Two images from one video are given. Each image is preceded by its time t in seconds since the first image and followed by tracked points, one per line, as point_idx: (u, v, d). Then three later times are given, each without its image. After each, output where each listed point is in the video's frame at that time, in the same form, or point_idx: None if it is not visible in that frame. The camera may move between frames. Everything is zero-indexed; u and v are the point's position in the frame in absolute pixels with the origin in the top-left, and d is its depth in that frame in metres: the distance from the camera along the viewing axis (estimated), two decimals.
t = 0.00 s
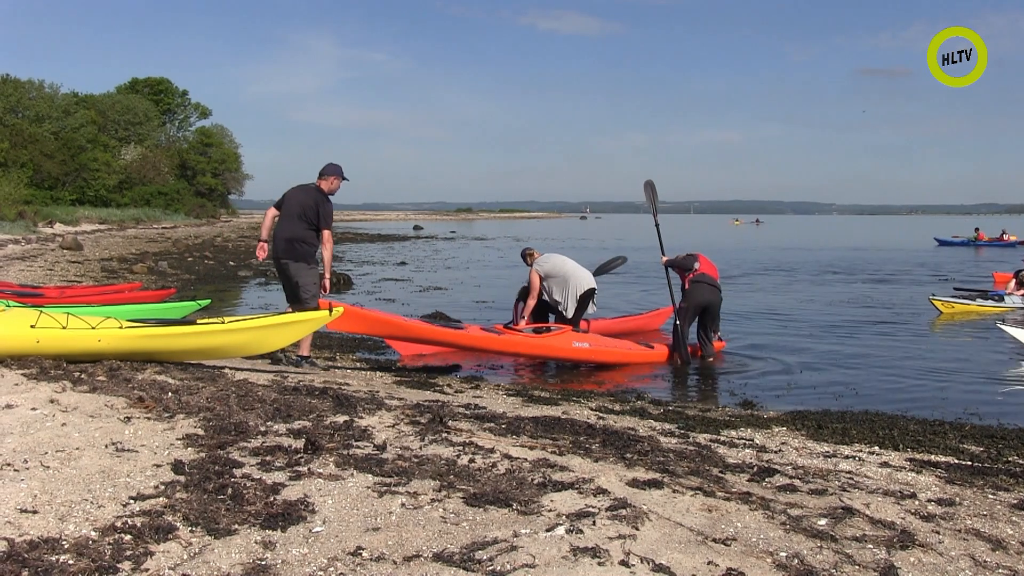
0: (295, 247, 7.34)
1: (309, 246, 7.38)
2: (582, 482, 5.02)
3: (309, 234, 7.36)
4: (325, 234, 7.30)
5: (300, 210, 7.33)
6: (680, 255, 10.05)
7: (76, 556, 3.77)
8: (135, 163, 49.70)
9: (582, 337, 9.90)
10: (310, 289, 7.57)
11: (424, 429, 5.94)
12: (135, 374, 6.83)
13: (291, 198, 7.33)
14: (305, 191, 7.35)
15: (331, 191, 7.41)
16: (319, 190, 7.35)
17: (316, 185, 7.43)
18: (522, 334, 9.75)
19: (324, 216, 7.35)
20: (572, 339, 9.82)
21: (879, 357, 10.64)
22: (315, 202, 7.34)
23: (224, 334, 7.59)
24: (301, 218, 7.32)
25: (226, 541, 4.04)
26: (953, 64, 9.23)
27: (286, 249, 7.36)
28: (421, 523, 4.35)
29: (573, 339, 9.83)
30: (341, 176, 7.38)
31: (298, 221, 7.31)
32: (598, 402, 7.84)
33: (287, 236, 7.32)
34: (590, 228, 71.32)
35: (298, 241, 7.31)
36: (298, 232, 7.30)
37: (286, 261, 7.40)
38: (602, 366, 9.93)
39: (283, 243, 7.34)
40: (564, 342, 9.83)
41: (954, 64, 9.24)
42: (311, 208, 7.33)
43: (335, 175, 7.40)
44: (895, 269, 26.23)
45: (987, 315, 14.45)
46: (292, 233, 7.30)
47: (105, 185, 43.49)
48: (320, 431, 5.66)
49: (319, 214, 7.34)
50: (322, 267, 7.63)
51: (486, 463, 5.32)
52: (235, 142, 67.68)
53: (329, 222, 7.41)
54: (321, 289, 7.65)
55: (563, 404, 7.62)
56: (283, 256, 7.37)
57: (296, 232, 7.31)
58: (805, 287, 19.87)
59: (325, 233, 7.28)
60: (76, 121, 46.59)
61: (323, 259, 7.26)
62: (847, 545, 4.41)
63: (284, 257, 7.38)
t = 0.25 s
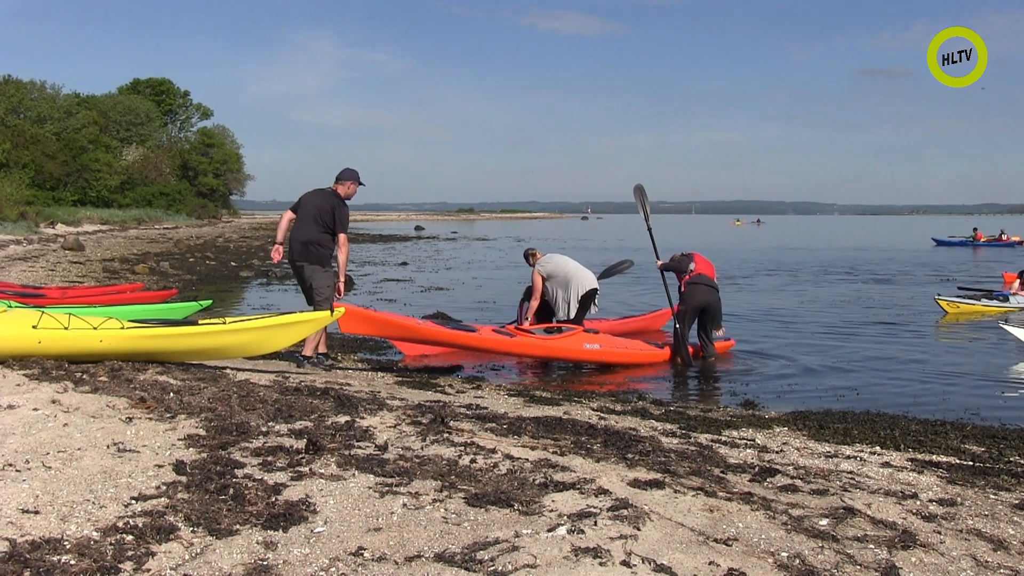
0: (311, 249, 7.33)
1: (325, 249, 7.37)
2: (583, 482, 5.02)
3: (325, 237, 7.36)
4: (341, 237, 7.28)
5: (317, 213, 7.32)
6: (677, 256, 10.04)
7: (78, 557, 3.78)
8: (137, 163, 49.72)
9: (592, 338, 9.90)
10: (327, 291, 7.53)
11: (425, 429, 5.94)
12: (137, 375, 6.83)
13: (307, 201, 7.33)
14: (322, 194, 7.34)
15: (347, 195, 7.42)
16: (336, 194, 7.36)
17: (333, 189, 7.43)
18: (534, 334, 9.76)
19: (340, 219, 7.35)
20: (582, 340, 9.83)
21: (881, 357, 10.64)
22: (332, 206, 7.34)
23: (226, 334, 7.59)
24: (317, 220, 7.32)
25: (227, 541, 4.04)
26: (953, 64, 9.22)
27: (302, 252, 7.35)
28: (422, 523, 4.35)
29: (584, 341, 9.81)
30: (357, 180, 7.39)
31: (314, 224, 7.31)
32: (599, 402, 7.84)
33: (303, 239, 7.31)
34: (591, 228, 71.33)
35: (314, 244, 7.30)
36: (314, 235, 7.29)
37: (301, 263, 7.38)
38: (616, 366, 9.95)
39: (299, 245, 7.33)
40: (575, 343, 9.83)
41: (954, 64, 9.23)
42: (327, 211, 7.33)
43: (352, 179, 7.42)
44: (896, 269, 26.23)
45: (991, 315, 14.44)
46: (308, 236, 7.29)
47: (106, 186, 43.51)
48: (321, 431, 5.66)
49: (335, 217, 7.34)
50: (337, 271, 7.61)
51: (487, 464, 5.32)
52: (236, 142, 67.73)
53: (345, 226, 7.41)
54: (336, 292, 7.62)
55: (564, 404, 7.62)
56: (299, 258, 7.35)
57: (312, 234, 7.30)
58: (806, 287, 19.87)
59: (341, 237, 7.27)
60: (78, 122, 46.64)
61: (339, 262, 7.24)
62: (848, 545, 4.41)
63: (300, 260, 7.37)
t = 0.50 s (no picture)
0: (324, 253, 7.39)
1: (337, 254, 7.42)
2: (585, 483, 5.02)
3: (338, 242, 7.42)
4: (353, 241, 7.32)
5: (330, 218, 7.40)
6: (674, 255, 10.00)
7: (79, 557, 3.78)
8: (138, 164, 49.73)
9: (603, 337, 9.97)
10: (341, 295, 7.55)
11: (427, 430, 5.95)
12: (139, 375, 6.83)
13: (320, 206, 7.43)
14: (335, 200, 7.42)
15: (360, 200, 7.46)
16: (349, 199, 7.42)
17: (347, 195, 7.51)
18: (546, 334, 9.83)
19: (352, 223, 7.39)
20: (593, 339, 9.90)
21: (882, 357, 10.63)
22: (344, 211, 7.40)
23: (227, 335, 7.60)
24: (329, 225, 7.38)
25: (229, 542, 4.04)
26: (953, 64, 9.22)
27: (315, 256, 7.43)
28: (424, 524, 4.35)
29: (595, 339, 9.90)
30: (370, 185, 7.42)
31: (327, 228, 7.38)
32: (601, 402, 7.85)
33: (316, 243, 7.39)
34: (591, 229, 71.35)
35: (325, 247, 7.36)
36: (325, 239, 7.36)
37: (314, 267, 7.46)
38: (626, 364, 10.03)
39: (312, 249, 7.41)
40: (586, 342, 9.90)
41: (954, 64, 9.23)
42: (340, 216, 7.40)
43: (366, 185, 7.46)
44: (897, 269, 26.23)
45: (995, 315, 14.45)
46: (320, 240, 7.37)
47: (108, 186, 43.52)
48: (323, 432, 5.67)
49: (348, 222, 7.40)
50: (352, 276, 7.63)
51: (489, 464, 5.32)
52: (237, 143, 67.74)
53: (357, 231, 7.44)
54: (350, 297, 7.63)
55: (566, 404, 7.63)
56: (312, 262, 7.42)
57: (324, 239, 7.37)
58: (807, 288, 19.87)
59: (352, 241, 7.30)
60: (79, 122, 46.66)
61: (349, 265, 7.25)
62: (850, 546, 4.41)
63: (313, 264, 7.44)
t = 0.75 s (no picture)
0: (340, 255, 7.45)
1: (353, 255, 7.47)
2: (585, 483, 5.02)
3: (354, 244, 7.48)
4: (369, 243, 7.39)
5: (346, 220, 7.47)
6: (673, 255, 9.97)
7: (80, 558, 3.77)
8: (139, 165, 49.75)
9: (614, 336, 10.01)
10: (356, 296, 7.60)
11: (428, 430, 5.95)
12: (140, 376, 6.83)
13: (337, 208, 7.50)
14: (352, 202, 7.50)
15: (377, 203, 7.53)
16: (366, 202, 7.49)
17: (364, 197, 7.58)
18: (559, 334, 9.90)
19: (369, 226, 7.46)
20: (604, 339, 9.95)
21: (884, 358, 10.63)
22: (361, 213, 7.46)
23: (228, 335, 7.60)
24: (345, 226, 7.45)
25: (230, 543, 4.04)
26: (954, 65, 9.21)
27: (331, 257, 7.48)
28: (424, 524, 4.35)
29: (607, 338, 9.94)
30: (387, 189, 7.50)
31: (343, 230, 7.45)
32: (602, 403, 7.85)
33: (332, 244, 7.45)
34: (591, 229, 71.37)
35: (341, 249, 7.41)
36: (342, 240, 7.42)
37: (329, 268, 7.51)
38: (638, 363, 10.07)
39: (328, 250, 7.47)
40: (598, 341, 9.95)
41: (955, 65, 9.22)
42: (356, 218, 7.46)
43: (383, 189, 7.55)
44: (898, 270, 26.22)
45: (1001, 316, 14.42)
46: (336, 241, 7.43)
47: (109, 187, 43.54)
48: (324, 432, 5.66)
49: (364, 225, 7.46)
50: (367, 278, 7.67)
51: (490, 465, 5.32)
52: (238, 143, 67.77)
53: (374, 233, 7.50)
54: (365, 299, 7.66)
55: (567, 405, 7.63)
56: (327, 263, 7.48)
57: (340, 240, 7.43)
58: (809, 289, 19.87)
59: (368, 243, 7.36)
60: (80, 123, 46.69)
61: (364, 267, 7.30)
62: (851, 547, 4.41)
63: (328, 265, 7.50)
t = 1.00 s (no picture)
0: (353, 257, 7.45)
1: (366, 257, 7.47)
2: (585, 484, 5.02)
3: (367, 246, 7.47)
4: (382, 245, 7.40)
5: (360, 223, 7.47)
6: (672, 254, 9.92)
7: (80, 558, 3.77)
8: (139, 165, 49.74)
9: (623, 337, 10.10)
10: (370, 298, 7.60)
11: (428, 431, 5.95)
12: (140, 376, 6.83)
13: (349, 211, 7.49)
14: (364, 205, 7.50)
15: (389, 205, 7.53)
16: (378, 204, 7.49)
17: (376, 200, 7.59)
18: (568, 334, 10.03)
19: (382, 228, 7.46)
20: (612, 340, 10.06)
21: (883, 359, 10.63)
22: (374, 216, 7.47)
23: (229, 335, 7.60)
24: (358, 229, 7.45)
25: (230, 543, 4.04)
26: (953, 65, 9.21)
27: (344, 260, 7.47)
28: (424, 525, 4.35)
29: (617, 339, 10.05)
30: (399, 190, 7.50)
31: (356, 232, 7.45)
32: (602, 403, 7.86)
33: (345, 247, 7.44)
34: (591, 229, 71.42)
35: (355, 251, 7.41)
36: (355, 243, 7.42)
37: (343, 271, 7.50)
38: (645, 364, 10.14)
39: (341, 253, 7.46)
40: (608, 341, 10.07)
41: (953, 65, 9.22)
42: (369, 220, 7.46)
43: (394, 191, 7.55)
44: (897, 270, 26.24)
45: (1003, 316, 14.41)
46: (350, 244, 7.42)
47: (109, 188, 43.54)
48: (323, 433, 5.66)
49: (377, 226, 7.46)
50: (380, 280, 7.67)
51: (490, 465, 5.32)
52: (238, 143, 67.77)
53: (387, 235, 7.50)
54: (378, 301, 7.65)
55: (567, 406, 7.63)
56: (341, 266, 7.47)
57: (353, 243, 7.43)
58: (808, 289, 19.88)
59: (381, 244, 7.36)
60: (80, 123, 46.69)
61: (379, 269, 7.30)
62: (851, 547, 4.41)
63: (342, 267, 7.49)
